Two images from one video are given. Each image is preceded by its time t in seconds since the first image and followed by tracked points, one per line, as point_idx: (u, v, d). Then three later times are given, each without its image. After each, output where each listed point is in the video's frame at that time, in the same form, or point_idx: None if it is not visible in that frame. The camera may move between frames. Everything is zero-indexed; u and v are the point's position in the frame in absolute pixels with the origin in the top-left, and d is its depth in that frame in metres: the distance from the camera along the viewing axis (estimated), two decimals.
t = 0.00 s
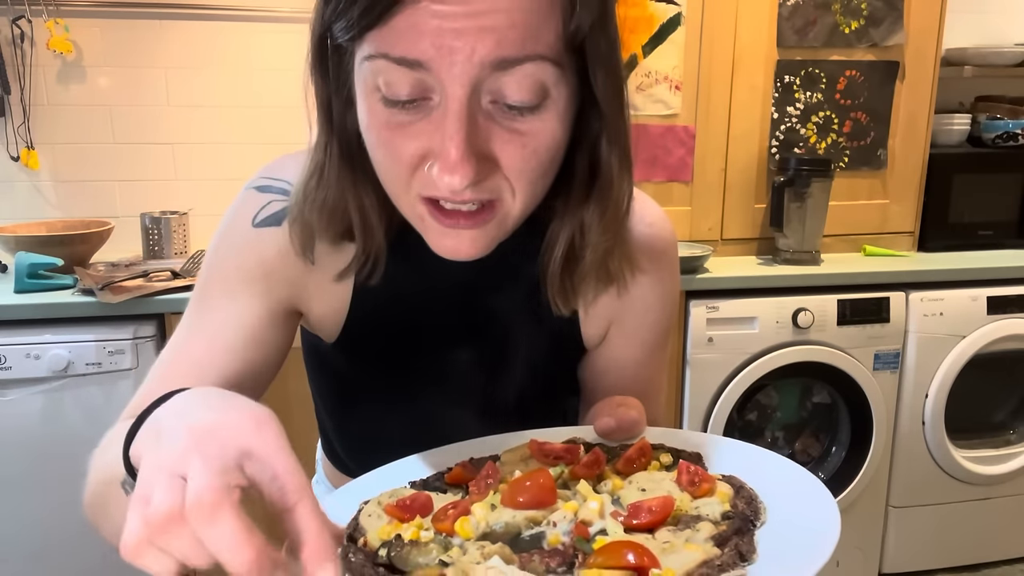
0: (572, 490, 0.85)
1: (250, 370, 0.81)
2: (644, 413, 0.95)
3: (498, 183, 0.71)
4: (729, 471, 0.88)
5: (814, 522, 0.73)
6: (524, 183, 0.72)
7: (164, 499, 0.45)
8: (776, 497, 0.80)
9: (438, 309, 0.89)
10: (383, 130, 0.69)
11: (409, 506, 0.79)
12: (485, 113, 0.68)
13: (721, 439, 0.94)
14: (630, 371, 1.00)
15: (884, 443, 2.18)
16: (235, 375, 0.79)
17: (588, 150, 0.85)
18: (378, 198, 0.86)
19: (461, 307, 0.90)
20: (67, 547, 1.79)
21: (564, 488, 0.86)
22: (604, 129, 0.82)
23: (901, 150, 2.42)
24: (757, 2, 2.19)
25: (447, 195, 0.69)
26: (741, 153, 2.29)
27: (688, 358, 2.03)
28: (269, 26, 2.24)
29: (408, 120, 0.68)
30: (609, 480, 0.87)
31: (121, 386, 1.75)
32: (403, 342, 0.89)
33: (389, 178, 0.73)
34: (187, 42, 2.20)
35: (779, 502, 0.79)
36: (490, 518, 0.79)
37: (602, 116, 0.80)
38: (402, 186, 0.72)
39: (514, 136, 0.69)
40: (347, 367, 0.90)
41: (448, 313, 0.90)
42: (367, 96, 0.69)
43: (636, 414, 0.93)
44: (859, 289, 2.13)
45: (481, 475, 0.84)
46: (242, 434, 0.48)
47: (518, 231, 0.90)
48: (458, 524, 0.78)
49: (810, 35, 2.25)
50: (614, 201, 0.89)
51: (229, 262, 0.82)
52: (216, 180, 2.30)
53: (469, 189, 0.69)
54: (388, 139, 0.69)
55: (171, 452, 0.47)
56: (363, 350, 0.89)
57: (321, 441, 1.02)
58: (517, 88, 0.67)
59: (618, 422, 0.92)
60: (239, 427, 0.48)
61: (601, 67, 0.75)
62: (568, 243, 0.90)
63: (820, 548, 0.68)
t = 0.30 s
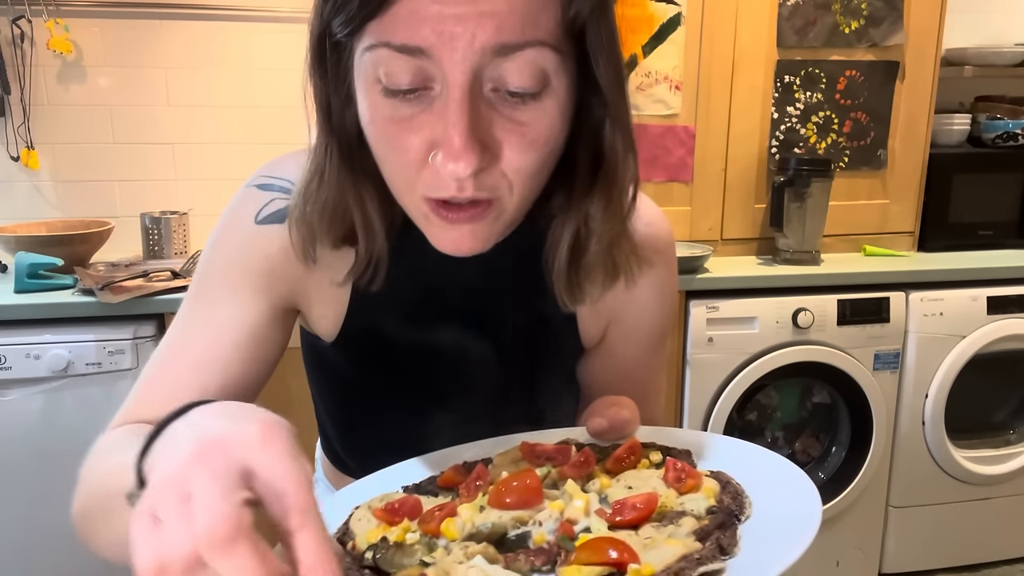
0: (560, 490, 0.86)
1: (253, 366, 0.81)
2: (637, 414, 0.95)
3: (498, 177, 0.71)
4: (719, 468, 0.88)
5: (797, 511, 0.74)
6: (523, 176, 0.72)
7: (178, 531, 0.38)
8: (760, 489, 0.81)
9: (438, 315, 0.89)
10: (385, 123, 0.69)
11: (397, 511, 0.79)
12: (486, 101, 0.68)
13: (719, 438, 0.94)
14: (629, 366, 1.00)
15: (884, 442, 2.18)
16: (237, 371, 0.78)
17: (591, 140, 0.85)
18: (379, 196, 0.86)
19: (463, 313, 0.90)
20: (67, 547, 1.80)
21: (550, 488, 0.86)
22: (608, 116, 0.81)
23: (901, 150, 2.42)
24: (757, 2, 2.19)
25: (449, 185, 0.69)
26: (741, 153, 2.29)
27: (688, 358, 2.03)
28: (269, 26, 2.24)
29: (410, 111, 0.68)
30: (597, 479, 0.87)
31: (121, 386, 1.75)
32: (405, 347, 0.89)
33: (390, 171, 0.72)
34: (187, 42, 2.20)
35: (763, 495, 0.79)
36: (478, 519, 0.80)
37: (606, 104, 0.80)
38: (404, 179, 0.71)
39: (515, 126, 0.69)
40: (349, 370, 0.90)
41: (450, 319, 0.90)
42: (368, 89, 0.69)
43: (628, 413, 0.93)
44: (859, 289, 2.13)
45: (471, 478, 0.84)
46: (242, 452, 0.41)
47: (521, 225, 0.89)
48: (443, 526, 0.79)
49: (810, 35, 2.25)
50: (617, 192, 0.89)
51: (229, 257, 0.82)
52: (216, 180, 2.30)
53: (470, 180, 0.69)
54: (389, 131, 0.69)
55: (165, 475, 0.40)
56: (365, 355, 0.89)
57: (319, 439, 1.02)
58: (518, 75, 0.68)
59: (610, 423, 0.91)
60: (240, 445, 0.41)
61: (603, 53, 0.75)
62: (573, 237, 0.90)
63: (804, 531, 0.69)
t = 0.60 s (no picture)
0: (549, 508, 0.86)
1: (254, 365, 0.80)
2: (627, 418, 0.94)
3: (505, 177, 0.71)
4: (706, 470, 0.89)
5: (783, 510, 0.74)
6: (529, 175, 0.72)
7: None
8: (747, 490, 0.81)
9: (435, 321, 0.89)
10: (392, 124, 0.69)
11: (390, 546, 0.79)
12: (493, 102, 0.68)
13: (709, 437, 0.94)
14: (628, 368, 1.00)
15: (884, 442, 2.18)
16: (237, 370, 0.78)
17: (594, 138, 0.86)
18: (382, 194, 0.87)
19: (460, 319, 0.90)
20: (68, 547, 1.79)
21: (540, 507, 0.86)
22: (612, 114, 0.83)
23: (901, 150, 2.42)
24: (757, 2, 2.19)
25: (455, 185, 0.69)
26: (741, 153, 2.29)
27: (688, 358, 2.04)
28: (269, 26, 2.24)
29: (417, 112, 0.68)
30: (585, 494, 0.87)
31: (121, 386, 1.75)
32: (402, 352, 0.89)
33: (397, 171, 0.72)
34: (187, 42, 2.20)
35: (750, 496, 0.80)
36: (467, 547, 0.80)
37: (610, 104, 0.82)
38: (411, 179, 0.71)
39: (520, 126, 0.70)
40: (348, 373, 0.90)
41: (447, 326, 0.90)
42: (375, 90, 0.69)
43: (616, 420, 0.92)
44: (859, 289, 2.13)
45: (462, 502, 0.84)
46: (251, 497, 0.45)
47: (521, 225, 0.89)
48: (432, 558, 0.78)
49: (810, 35, 2.25)
50: (617, 191, 0.90)
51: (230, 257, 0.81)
52: (216, 180, 2.30)
53: (477, 180, 0.69)
54: (396, 131, 0.69)
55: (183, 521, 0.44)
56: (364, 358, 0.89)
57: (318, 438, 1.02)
58: (525, 75, 0.68)
59: (599, 429, 0.91)
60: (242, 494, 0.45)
61: (608, 53, 0.76)
62: (570, 234, 0.90)
63: (792, 530, 0.69)
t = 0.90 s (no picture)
0: (533, 511, 0.85)
1: (232, 352, 0.78)
2: (621, 421, 0.95)
3: (504, 178, 0.71)
4: (690, 475, 0.88)
5: (760, 518, 0.72)
6: (528, 175, 0.72)
7: None
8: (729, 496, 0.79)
9: (431, 319, 0.89)
10: (392, 125, 0.69)
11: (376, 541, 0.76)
12: (491, 103, 0.68)
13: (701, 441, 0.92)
14: (626, 363, 1.00)
15: (884, 443, 2.18)
16: (215, 355, 0.75)
17: (592, 139, 0.86)
18: (379, 192, 0.86)
19: (460, 316, 0.90)
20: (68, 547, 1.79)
21: (524, 509, 0.86)
22: (609, 117, 0.83)
23: (901, 150, 2.42)
24: (757, 2, 2.19)
25: (454, 186, 0.69)
26: (741, 153, 2.29)
27: (688, 358, 2.03)
28: (269, 26, 2.24)
29: (415, 113, 0.68)
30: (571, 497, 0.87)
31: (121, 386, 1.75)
32: (404, 348, 0.89)
33: (396, 172, 0.73)
34: (187, 42, 2.20)
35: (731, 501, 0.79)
36: (448, 548, 0.78)
37: (606, 105, 0.82)
38: (410, 179, 0.72)
39: (518, 128, 0.69)
40: (348, 370, 0.90)
41: (448, 323, 0.90)
42: (374, 89, 0.69)
43: (610, 421, 0.93)
44: (859, 289, 2.13)
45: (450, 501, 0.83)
46: (258, 504, 0.44)
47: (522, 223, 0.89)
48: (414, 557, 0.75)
49: (810, 35, 2.25)
50: (616, 193, 0.90)
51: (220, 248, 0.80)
52: (216, 181, 2.31)
53: (476, 182, 0.69)
54: (396, 132, 0.69)
55: None
56: (365, 355, 0.89)
57: (319, 441, 1.02)
58: (522, 77, 0.67)
59: (592, 432, 0.92)
60: (251, 498, 0.44)
61: (606, 55, 0.76)
62: (571, 235, 0.90)
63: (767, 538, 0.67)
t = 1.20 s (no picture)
0: (528, 513, 0.86)
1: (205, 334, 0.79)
2: (623, 425, 0.94)
3: (508, 177, 0.70)
4: (689, 488, 0.87)
5: (752, 542, 0.72)
6: (533, 175, 0.72)
7: None
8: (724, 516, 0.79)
9: (433, 320, 0.89)
10: (396, 119, 0.69)
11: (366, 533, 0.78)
12: (497, 100, 0.68)
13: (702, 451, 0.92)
14: (629, 363, 1.00)
15: (884, 443, 2.18)
16: (185, 335, 0.77)
17: (597, 143, 0.86)
18: (383, 192, 0.86)
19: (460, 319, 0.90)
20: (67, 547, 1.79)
21: (520, 511, 0.87)
22: (615, 120, 0.83)
23: (901, 150, 2.42)
24: (757, 1, 2.19)
25: (458, 184, 0.68)
26: (741, 153, 2.29)
27: (688, 358, 2.03)
28: (269, 26, 2.24)
29: (421, 109, 0.68)
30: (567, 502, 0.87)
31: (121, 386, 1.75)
32: (404, 350, 0.89)
33: (399, 169, 0.72)
34: (187, 42, 2.20)
35: (725, 521, 0.78)
36: (439, 547, 0.81)
37: (613, 108, 0.82)
38: (412, 176, 0.71)
39: (524, 126, 0.69)
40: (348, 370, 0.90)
41: (448, 327, 0.90)
42: (380, 85, 0.69)
43: (612, 425, 0.93)
44: (859, 289, 2.13)
45: (446, 499, 0.85)
46: (248, 494, 0.45)
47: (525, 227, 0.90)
48: (402, 557, 0.78)
49: (810, 35, 2.25)
50: (622, 199, 0.90)
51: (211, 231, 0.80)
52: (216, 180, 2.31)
53: (481, 179, 0.68)
54: (400, 127, 0.69)
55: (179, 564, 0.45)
56: (365, 356, 0.89)
57: (319, 443, 1.02)
58: (529, 74, 0.68)
59: (594, 434, 0.91)
60: (238, 489, 0.45)
61: (615, 57, 0.76)
62: (577, 241, 0.90)
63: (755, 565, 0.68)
